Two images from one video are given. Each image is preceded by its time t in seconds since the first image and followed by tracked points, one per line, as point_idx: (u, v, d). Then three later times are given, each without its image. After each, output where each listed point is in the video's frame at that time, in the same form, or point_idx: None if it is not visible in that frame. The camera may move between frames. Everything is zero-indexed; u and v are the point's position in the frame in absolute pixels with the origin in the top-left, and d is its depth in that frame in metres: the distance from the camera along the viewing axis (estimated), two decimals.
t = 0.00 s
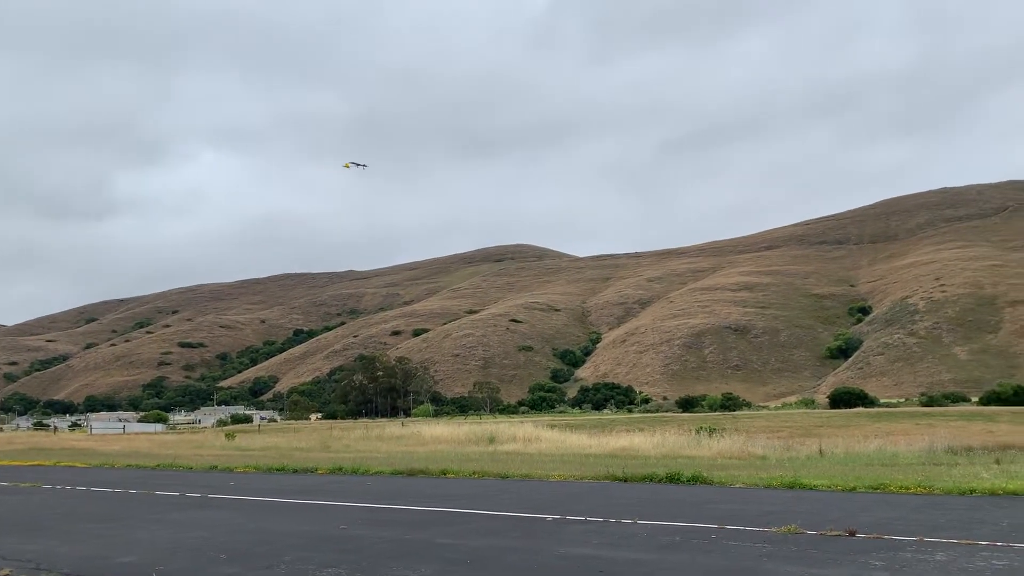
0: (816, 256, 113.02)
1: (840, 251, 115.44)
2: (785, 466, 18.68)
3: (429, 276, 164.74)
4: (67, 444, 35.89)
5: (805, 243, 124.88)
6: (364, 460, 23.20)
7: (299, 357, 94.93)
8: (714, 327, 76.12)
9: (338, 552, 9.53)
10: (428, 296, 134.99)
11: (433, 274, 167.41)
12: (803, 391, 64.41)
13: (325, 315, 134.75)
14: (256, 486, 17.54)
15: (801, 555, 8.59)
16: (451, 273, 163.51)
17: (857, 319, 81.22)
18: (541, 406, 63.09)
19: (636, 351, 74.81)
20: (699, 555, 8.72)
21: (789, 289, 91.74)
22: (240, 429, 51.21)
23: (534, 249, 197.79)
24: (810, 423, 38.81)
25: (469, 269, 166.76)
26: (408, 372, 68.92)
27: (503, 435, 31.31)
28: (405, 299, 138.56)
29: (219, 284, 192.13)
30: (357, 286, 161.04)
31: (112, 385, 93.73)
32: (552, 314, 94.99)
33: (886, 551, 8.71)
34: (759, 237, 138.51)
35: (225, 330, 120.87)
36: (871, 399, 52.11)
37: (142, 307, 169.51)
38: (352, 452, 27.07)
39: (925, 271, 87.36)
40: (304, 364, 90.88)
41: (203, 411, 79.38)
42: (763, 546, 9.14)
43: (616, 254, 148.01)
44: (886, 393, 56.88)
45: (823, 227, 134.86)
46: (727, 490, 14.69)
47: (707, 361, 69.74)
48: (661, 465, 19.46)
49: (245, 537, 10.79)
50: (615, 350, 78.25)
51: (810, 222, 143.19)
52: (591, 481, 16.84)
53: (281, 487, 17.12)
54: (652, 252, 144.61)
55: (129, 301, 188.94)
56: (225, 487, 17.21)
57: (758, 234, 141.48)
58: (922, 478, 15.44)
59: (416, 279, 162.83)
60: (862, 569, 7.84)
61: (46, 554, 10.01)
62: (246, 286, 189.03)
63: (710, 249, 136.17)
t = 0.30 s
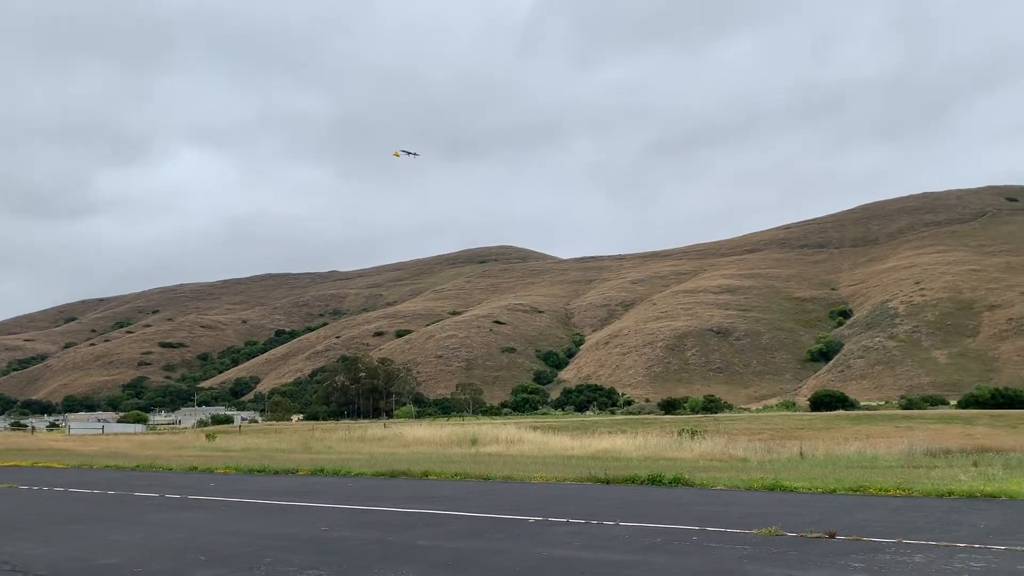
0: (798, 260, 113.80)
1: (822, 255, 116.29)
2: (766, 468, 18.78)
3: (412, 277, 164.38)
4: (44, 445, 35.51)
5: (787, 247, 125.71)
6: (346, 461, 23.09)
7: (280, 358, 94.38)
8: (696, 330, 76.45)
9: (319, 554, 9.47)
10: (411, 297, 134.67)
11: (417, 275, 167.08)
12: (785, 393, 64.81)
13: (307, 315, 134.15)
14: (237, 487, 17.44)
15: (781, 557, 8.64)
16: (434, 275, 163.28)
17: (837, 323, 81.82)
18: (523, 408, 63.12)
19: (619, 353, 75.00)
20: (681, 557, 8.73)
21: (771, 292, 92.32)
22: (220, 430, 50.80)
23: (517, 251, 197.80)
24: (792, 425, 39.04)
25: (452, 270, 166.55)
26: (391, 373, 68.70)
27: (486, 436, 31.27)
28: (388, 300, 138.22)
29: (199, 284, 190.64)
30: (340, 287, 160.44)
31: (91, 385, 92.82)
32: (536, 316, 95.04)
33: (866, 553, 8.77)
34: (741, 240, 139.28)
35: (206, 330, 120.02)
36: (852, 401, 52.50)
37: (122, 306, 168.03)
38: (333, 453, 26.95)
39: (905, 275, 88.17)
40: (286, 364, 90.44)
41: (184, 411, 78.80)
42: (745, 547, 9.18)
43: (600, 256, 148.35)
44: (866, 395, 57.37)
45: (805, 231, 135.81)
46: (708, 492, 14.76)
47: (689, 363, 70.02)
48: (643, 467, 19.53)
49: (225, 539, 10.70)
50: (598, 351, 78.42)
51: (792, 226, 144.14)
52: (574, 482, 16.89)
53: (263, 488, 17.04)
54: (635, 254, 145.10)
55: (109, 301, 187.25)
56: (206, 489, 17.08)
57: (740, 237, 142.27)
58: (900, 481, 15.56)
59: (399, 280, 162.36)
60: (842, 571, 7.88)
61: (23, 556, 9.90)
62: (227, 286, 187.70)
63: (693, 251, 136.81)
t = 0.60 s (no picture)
0: (779, 264, 114.61)
1: (803, 260, 117.12)
2: (746, 472, 18.89)
3: (396, 278, 164.03)
4: (20, 447, 35.08)
5: (769, 251, 126.59)
6: (327, 463, 23.02)
7: (262, 359, 93.84)
8: (679, 333, 76.73)
9: (299, 556, 9.41)
10: (394, 299, 134.38)
11: (400, 277, 166.69)
12: (766, 397, 65.18)
13: (289, 316, 133.51)
14: (218, 488, 17.36)
15: (760, 560, 8.68)
16: (418, 276, 162.99)
17: (818, 327, 82.47)
18: (506, 410, 63.09)
19: (602, 356, 75.21)
20: (661, 560, 8.74)
21: (753, 296, 92.89)
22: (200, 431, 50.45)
23: (501, 253, 197.81)
24: (772, 428, 39.34)
25: (435, 272, 166.31)
26: (373, 375, 68.41)
27: (468, 438, 31.29)
28: (371, 301, 137.81)
29: (180, 285, 189.20)
30: (323, 288, 159.82)
31: (70, 386, 91.84)
32: (519, 319, 95.11)
33: (845, 556, 8.82)
34: (724, 244, 140.05)
35: (187, 331, 119.11)
36: (832, 405, 52.86)
37: (101, 306, 166.45)
38: (315, 455, 26.84)
39: (884, 280, 89.02)
40: (267, 365, 89.95)
41: (164, 412, 78.16)
42: (725, 550, 9.22)
43: (583, 259, 148.70)
44: (846, 399, 57.81)
45: (787, 236, 136.83)
46: (688, 495, 14.82)
47: (671, 366, 70.29)
48: (624, 470, 19.60)
49: (204, 541, 10.63)
50: (580, 354, 78.59)
51: (774, 230, 145.09)
52: (555, 485, 16.90)
53: (242, 490, 16.93)
54: (618, 257, 145.52)
55: (88, 301, 185.44)
56: (185, 491, 16.91)
57: (723, 241, 143.04)
58: (879, 484, 15.67)
59: (382, 282, 161.96)
60: (820, 573, 7.93)
61: None
62: (208, 286, 186.48)
63: (676, 255, 137.40)
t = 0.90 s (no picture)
0: (764, 268, 115.20)
1: (788, 264, 117.81)
2: (731, 474, 18.98)
3: (382, 280, 163.59)
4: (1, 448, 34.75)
5: (755, 255, 127.25)
6: (311, 465, 22.93)
7: (246, 361, 93.30)
8: (664, 336, 76.93)
9: (283, 559, 9.35)
10: (380, 301, 134.13)
11: (386, 278, 166.39)
12: (750, 400, 65.46)
13: (274, 318, 132.91)
14: (201, 491, 17.23)
15: (745, 563, 8.70)
16: (404, 278, 162.70)
17: (802, 331, 82.94)
18: (491, 413, 63.07)
19: (588, 359, 75.33)
20: (645, 563, 8.76)
21: (738, 299, 93.31)
22: (183, 432, 50.14)
23: (487, 255, 197.80)
24: (756, 431, 39.52)
25: (422, 274, 166.09)
26: (358, 377, 68.19)
27: (453, 441, 31.27)
28: (357, 303, 137.45)
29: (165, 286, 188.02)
30: (308, 289, 159.20)
31: (51, 386, 91.05)
32: (505, 321, 95.13)
33: (828, 560, 8.87)
34: (709, 248, 140.66)
35: (171, 331, 118.35)
36: (816, 409, 53.18)
37: (84, 306, 165.16)
38: (299, 457, 26.75)
39: (868, 285, 89.65)
40: (252, 367, 89.52)
41: (146, 413, 77.64)
42: (709, 553, 9.24)
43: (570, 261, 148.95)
44: (830, 403, 58.14)
45: (772, 240, 137.62)
46: (673, 498, 14.84)
47: (657, 369, 70.47)
48: (609, 472, 19.63)
49: (187, 544, 10.54)
50: (566, 357, 78.66)
51: (760, 234, 145.83)
52: (541, 488, 16.87)
53: (226, 492, 16.81)
54: (605, 260, 145.79)
55: (70, 301, 183.90)
56: (168, 493, 16.81)
57: (709, 245, 143.64)
58: (862, 488, 15.73)
59: (368, 283, 161.53)
60: None
61: None
62: (193, 286, 185.41)
63: (662, 258, 137.86)
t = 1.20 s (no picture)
0: (754, 271, 115.53)
1: (778, 267, 118.18)
2: (721, 477, 19.01)
3: (372, 281, 163.34)
4: None
5: (746, 257, 127.60)
6: (301, 467, 22.87)
7: (235, 362, 92.89)
8: (655, 338, 77.02)
9: (274, 561, 9.33)
10: (371, 302, 133.87)
11: (377, 279, 166.05)
12: (741, 403, 65.58)
13: (265, 319, 132.50)
14: (191, 492, 17.17)
15: (735, 565, 8.72)
16: (395, 279, 162.50)
17: (793, 333, 83.22)
18: (482, 414, 62.99)
19: (579, 361, 75.37)
20: (637, 564, 8.77)
21: (729, 302, 93.56)
22: (173, 434, 49.90)
23: (479, 257, 197.72)
24: (747, 434, 39.59)
25: (413, 275, 165.90)
26: (349, 378, 68.02)
27: (443, 443, 31.23)
28: (348, 304, 137.16)
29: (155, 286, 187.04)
30: (299, 291, 158.77)
31: (40, 387, 90.52)
32: (497, 322, 95.10)
33: (817, 561, 8.89)
34: (701, 251, 140.99)
35: (161, 332, 117.87)
36: (806, 411, 53.28)
37: (73, 307, 164.32)
38: (288, 459, 26.66)
39: (858, 288, 90.01)
40: (242, 368, 89.21)
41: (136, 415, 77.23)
42: (699, 556, 9.25)
43: (561, 263, 149.03)
44: (820, 406, 58.29)
45: (763, 242, 138.03)
46: (664, 500, 14.84)
47: (648, 371, 70.53)
48: (600, 474, 19.63)
49: (177, 545, 10.50)
50: (557, 359, 78.68)
51: (751, 237, 146.25)
52: (531, 490, 16.86)
53: (215, 494, 16.74)
54: (596, 262, 145.89)
55: (59, 301, 182.87)
56: (157, 494, 16.74)
57: (700, 248, 143.97)
58: (852, 490, 15.79)
59: (359, 284, 161.06)
60: None
61: None
62: (183, 287, 184.64)
63: (653, 261, 138.12)
